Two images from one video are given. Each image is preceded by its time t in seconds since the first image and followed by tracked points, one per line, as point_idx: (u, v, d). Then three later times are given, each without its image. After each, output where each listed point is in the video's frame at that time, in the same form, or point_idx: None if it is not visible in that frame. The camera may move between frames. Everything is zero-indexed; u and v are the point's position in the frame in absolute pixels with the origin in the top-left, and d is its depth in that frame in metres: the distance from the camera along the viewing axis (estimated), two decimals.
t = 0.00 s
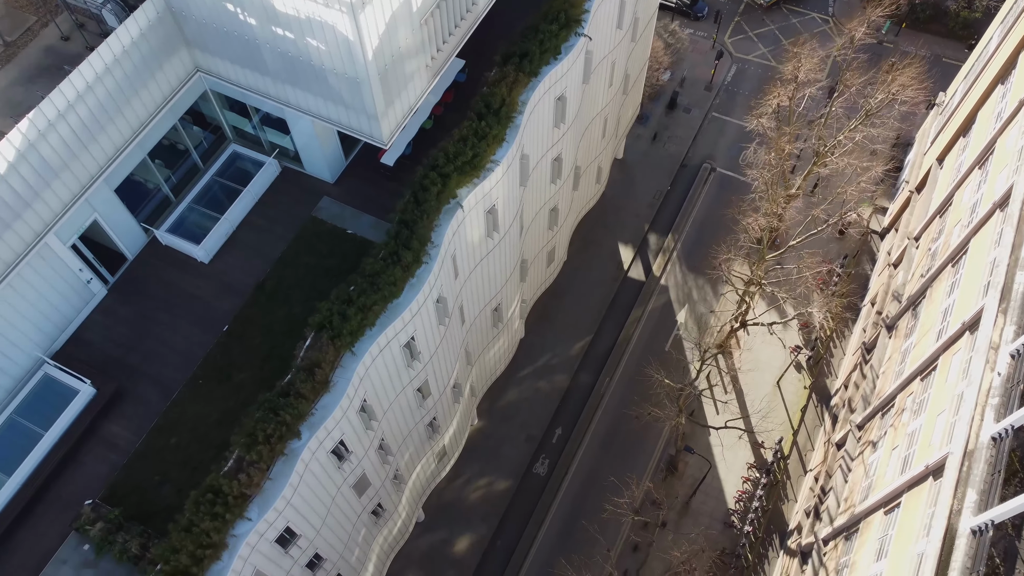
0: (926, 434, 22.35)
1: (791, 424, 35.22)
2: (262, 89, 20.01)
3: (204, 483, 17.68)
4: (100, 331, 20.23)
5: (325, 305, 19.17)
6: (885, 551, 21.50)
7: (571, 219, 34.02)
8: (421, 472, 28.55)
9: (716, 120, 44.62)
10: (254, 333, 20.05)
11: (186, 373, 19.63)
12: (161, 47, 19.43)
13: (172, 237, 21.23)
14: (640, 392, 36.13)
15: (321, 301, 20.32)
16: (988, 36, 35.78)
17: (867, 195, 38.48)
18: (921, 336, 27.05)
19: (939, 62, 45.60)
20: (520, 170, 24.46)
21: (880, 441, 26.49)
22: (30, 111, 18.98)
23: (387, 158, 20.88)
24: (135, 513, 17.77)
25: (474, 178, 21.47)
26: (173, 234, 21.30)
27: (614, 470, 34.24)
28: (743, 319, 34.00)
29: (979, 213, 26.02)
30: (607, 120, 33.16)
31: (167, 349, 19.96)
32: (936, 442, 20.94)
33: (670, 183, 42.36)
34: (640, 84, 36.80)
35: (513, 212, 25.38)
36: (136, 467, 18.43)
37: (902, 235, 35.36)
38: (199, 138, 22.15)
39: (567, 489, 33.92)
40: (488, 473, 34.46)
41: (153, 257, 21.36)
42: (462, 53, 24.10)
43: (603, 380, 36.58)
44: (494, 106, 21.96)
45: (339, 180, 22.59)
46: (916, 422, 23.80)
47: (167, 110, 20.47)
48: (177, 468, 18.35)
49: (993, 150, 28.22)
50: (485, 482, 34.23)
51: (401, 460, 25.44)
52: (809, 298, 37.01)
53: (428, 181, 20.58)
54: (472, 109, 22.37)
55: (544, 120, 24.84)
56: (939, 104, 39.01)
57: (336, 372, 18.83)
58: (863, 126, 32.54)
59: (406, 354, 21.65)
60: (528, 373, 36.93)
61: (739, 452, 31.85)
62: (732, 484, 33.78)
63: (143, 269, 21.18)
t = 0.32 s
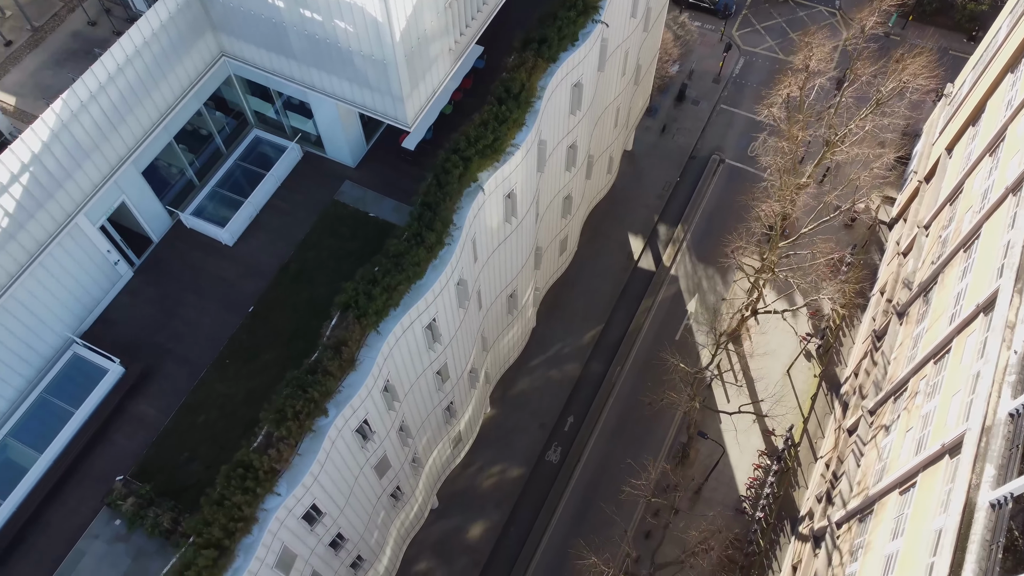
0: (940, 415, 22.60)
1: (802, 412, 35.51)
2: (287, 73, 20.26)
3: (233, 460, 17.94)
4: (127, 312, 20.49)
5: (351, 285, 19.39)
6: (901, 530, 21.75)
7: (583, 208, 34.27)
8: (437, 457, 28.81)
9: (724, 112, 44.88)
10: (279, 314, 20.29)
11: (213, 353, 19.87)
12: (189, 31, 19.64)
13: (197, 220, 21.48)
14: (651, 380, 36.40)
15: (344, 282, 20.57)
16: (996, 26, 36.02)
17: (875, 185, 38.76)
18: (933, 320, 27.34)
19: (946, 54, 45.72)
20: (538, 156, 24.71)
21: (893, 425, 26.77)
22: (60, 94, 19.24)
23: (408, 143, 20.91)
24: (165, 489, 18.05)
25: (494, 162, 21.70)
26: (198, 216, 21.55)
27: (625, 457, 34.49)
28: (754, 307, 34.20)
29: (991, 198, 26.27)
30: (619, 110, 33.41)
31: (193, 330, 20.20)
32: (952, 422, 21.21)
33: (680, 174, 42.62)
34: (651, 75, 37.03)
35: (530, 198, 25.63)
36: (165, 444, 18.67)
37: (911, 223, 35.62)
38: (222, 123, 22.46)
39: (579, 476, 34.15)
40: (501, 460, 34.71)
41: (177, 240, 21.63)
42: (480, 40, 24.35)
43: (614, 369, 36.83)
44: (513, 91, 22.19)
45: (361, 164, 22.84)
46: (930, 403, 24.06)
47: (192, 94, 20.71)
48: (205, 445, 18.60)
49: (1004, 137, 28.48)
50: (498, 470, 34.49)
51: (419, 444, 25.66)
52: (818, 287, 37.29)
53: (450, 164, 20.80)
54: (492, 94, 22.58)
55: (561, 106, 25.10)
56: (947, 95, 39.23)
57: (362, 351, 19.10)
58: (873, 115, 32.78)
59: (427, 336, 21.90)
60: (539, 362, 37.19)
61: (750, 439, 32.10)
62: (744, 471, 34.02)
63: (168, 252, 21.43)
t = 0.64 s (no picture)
0: (955, 396, 22.85)
1: (812, 400, 35.78)
2: (312, 56, 20.52)
3: (262, 436, 18.24)
4: (153, 293, 20.79)
5: (376, 265, 19.65)
6: (917, 509, 22.01)
7: (595, 197, 34.52)
8: (453, 441, 29.08)
9: (733, 104, 45.16)
10: (304, 295, 20.56)
11: (240, 333, 20.16)
12: (216, 15, 19.88)
13: (221, 203, 21.77)
14: (662, 370, 36.65)
15: (368, 264, 20.85)
16: (1005, 17, 36.25)
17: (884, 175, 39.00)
18: (945, 305, 27.62)
19: (953, 46, 45.72)
20: (555, 141, 24.97)
21: (906, 408, 27.05)
22: (89, 77, 19.51)
23: (429, 128, 20.87)
24: (195, 465, 18.34)
25: (515, 145, 21.96)
26: (222, 200, 21.85)
27: (636, 445, 34.74)
28: (765, 294, 34.45)
29: (1003, 184, 26.53)
30: (631, 100, 33.66)
31: (219, 310, 20.48)
32: (967, 401, 21.49)
33: (689, 165, 42.90)
34: (661, 66, 37.25)
35: (547, 183, 25.89)
36: (194, 422, 18.96)
37: (921, 212, 35.89)
38: (245, 108, 22.74)
39: (591, 463, 34.41)
40: (513, 448, 34.98)
41: (202, 223, 21.92)
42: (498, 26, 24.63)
43: (625, 358, 37.11)
44: (533, 76, 22.42)
45: (382, 148, 23.12)
46: (943, 385, 24.33)
47: (218, 78, 20.96)
48: (233, 422, 18.90)
49: (1015, 124, 28.72)
50: (511, 457, 34.76)
51: (437, 428, 25.90)
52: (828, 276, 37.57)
53: (471, 147, 21.04)
54: (511, 79, 22.83)
55: (578, 92, 25.36)
56: (955, 86, 39.45)
57: (387, 330, 19.37)
58: (884, 104, 33.03)
59: (449, 318, 22.16)
60: (551, 351, 37.47)
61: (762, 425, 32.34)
62: (755, 458, 34.27)
63: (193, 234, 21.71)
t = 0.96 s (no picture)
0: (969, 377, 23.09)
1: (822, 387, 36.06)
2: (336, 40, 20.80)
3: (291, 412, 18.53)
4: (180, 274, 21.11)
5: (401, 245, 19.92)
6: (932, 488, 22.29)
7: (607, 186, 34.79)
8: (469, 426, 29.37)
9: (741, 95, 45.46)
10: (329, 276, 20.87)
11: (266, 313, 20.48)
12: None
13: (245, 186, 22.07)
14: (673, 358, 36.90)
15: (391, 245, 21.16)
16: (1013, 8, 36.47)
17: (894, 165, 39.27)
18: (957, 290, 27.92)
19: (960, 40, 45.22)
20: (573, 126, 25.25)
21: (918, 392, 27.36)
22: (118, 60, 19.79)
23: (450, 112, 21.20)
24: (224, 441, 18.64)
25: (535, 129, 22.22)
26: (246, 182, 22.14)
27: (647, 432, 35.02)
28: (776, 282, 34.70)
29: (1014, 169, 26.78)
30: (643, 90, 33.94)
31: (245, 291, 20.80)
32: (981, 381, 21.76)
33: (698, 156, 43.18)
34: (672, 56, 37.50)
35: (564, 169, 26.17)
36: (223, 399, 19.27)
37: (930, 201, 36.16)
38: (267, 93, 23.01)
39: (604, 450, 34.69)
40: (526, 435, 35.27)
41: (227, 205, 22.22)
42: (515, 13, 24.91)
43: (636, 346, 37.38)
44: (553, 60, 22.69)
45: (403, 133, 23.42)
46: (957, 366, 24.61)
47: (243, 63, 21.23)
48: (260, 399, 19.19)
49: None
50: (524, 444, 35.04)
51: (454, 412, 26.11)
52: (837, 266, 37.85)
53: (493, 130, 21.29)
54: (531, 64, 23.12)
55: (595, 78, 25.62)
56: (963, 76, 39.67)
57: (412, 310, 19.65)
58: (894, 93, 33.29)
59: (469, 299, 22.43)
60: (563, 339, 37.76)
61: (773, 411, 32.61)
62: (766, 445, 34.54)
63: (219, 217, 22.03)
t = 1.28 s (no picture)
0: (982, 357, 23.38)
1: (832, 375, 36.36)
2: (359, 23, 21.07)
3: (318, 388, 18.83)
4: (205, 255, 21.41)
5: (425, 226, 20.20)
6: (947, 467, 22.58)
7: (619, 175, 35.07)
8: (484, 410, 29.65)
9: (749, 87, 45.75)
10: (353, 257, 21.15)
11: (291, 292, 20.75)
12: None
13: (269, 168, 22.36)
14: (684, 346, 37.20)
15: (414, 227, 21.46)
16: None
17: (902, 155, 39.53)
18: (968, 274, 28.21)
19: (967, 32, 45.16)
20: (589, 112, 25.53)
21: (930, 375, 27.68)
22: (146, 43, 20.06)
23: (470, 96, 21.54)
24: (253, 416, 18.95)
25: (554, 113, 22.49)
26: (270, 165, 22.44)
27: (659, 419, 35.32)
28: (787, 269, 34.98)
29: None
30: (655, 80, 34.24)
31: (271, 272, 21.08)
32: (995, 360, 22.03)
33: (707, 147, 43.47)
34: (683, 46, 37.76)
35: (580, 154, 26.46)
36: (250, 376, 19.57)
37: (939, 190, 36.46)
38: (290, 78, 23.31)
39: (616, 436, 34.99)
40: (538, 422, 35.55)
41: (250, 188, 22.51)
42: None
43: (647, 335, 37.66)
44: (572, 45, 23.00)
45: (423, 117, 23.71)
46: (970, 348, 24.91)
47: (267, 46, 21.51)
48: (287, 376, 19.48)
49: None
50: (536, 431, 35.33)
51: (472, 394, 26.38)
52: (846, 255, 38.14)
53: (513, 113, 21.57)
54: (550, 49, 23.41)
55: (611, 64, 25.91)
56: (970, 67, 39.93)
57: (436, 289, 19.93)
58: (904, 81, 33.59)
59: (490, 281, 22.70)
60: (574, 328, 38.05)
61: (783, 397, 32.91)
62: (776, 431, 34.84)
63: (242, 199, 22.32)
